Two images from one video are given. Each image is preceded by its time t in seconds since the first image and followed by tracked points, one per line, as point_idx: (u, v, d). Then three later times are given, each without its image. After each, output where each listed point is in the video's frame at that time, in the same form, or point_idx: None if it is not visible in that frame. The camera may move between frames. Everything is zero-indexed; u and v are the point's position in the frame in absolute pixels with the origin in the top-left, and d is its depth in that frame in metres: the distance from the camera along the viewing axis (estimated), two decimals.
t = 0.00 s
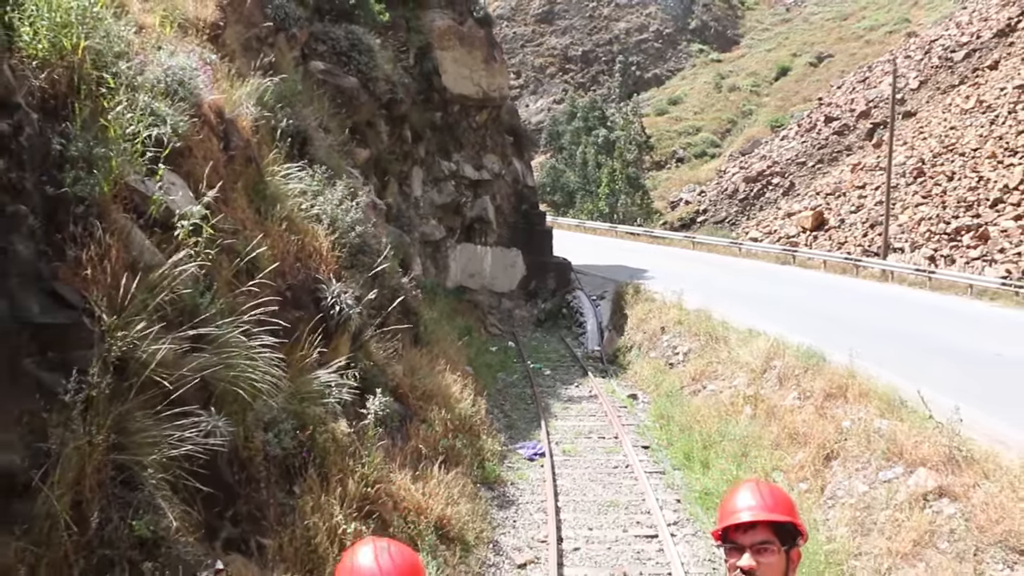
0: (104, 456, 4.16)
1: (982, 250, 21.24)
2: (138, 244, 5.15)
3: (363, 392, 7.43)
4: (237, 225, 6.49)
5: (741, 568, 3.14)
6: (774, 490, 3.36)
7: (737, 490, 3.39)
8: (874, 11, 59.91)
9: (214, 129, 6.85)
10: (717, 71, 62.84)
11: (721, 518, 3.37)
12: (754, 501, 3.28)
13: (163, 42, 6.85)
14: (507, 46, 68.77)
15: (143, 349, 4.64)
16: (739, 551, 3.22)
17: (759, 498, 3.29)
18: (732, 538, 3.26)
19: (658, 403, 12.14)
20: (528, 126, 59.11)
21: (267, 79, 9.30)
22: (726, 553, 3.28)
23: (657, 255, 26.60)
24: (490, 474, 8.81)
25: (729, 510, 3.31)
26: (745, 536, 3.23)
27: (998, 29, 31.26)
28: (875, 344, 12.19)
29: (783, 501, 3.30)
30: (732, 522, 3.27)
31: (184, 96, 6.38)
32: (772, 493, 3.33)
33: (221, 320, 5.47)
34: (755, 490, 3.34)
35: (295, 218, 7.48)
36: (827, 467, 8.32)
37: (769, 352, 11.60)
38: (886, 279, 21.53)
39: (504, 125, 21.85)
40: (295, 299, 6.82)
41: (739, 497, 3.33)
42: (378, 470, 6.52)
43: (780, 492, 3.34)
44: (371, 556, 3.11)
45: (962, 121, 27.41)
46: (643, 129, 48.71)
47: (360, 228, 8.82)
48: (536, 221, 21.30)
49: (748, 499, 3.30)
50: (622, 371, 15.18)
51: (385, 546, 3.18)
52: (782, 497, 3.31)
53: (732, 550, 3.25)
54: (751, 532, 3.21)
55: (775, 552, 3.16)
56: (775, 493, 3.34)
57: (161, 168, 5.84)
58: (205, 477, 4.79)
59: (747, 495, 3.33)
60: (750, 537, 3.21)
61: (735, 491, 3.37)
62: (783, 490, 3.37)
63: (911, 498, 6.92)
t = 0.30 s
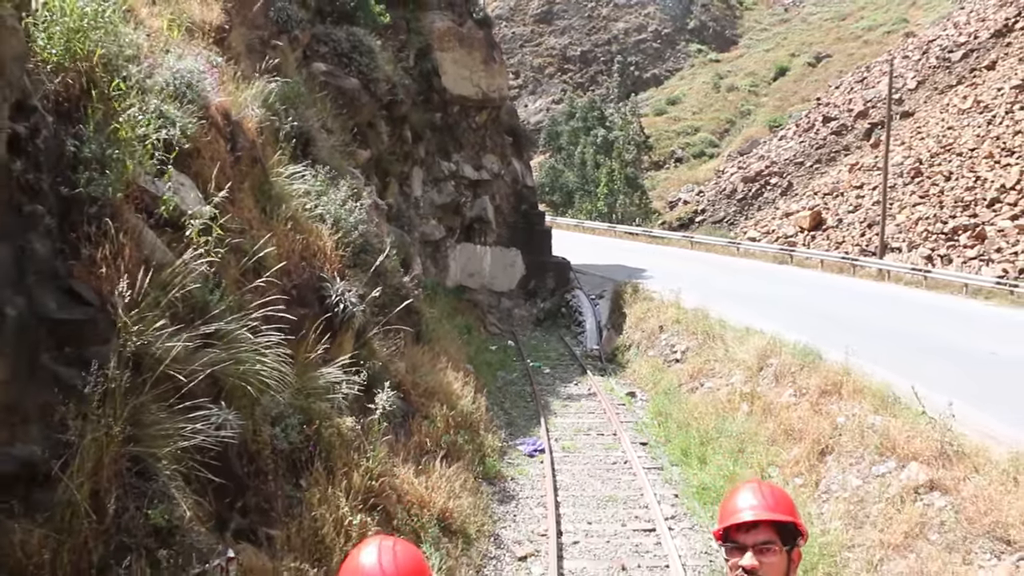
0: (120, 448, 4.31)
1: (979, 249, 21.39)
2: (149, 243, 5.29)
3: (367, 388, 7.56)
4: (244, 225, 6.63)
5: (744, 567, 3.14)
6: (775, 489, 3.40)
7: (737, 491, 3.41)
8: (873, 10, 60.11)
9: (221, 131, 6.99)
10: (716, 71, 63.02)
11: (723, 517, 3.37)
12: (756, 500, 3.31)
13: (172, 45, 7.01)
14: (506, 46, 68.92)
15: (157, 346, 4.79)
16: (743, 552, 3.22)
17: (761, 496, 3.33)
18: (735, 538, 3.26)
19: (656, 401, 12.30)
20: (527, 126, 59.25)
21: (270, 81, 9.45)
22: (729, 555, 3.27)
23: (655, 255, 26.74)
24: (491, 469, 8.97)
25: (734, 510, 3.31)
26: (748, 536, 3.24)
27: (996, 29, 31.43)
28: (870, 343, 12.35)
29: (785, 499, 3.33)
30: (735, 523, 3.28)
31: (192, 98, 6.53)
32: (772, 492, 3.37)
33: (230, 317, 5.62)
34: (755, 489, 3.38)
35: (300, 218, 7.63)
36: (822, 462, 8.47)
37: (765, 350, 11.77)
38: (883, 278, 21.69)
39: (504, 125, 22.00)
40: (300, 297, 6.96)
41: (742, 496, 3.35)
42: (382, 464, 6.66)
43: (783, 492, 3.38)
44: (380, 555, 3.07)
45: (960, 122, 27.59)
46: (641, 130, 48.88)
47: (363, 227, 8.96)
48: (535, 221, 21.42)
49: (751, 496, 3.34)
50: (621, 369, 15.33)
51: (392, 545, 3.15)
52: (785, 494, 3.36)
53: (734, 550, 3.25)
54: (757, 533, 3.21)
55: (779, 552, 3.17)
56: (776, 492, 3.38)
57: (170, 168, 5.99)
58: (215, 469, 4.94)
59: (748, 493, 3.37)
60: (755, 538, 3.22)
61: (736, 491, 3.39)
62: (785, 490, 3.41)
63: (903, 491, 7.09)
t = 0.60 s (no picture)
0: (137, 440, 4.44)
1: (976, 249, 21.54)
2: (160, 242, 5.43)
3: (371, 384, 7.71)
4: (251, 225, 6.77)
5: None
6: (771, 486, 3.58)
7: (742, 496, 3.50)
8: (871, 11, 60.31)
9: (228, 132, 7.14)
10: (714, 71, 63.21)
11: (732, 524, 3.45)
12: (771, 505, 3.41)
13: (180, 48, 7.16)
14: (504, 47, 69.04)
15: (170, 342, 4.93)
16: (766, 560, 3.30)
17: (771, 498, 3.45)
18: (756, 545, 3.33)
19: (654, 398, 12.46)
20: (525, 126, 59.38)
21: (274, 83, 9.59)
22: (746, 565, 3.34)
23: (654, 254, 26.87)
24: (492, 465, 9.12)
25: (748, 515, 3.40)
26: (768, 544, 3.33)
27: (993, 30, 31.61)
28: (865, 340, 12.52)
29: (790, 499, 3.47)
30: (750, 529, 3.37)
31: (200, 101, 6.68)
32: (774, 491, 3.53)
33: (239, 313, 5.76)
34: (758, 491, 3.51)
35: (305, 218, 7.77)
36: (817, 458, 8.63)
37: (761, 348, 11.93)
38: (879, 278, 21.85)
39: (503, 126, 22.15)
40: (306, 296, 7.11)
41: (753, 500, 3.46)
42: (386, 459, 6.80)
43: (781, 489, 3.56)
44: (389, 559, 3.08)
45: (957, 122, 27.77)
46: (639, 130, 49.04)
47: (366, 227, 9.11)
48: (534, 221, 21.52)
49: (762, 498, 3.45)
50: (619, 368, 15.49)
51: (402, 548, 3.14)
52: (788, 493, 3.52)
53: (754, 558, 3.33)
54: (781, 539, 3.31)
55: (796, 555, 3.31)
56: (776, 491, 3.55)
57: (181, 169, 6.14)
58: (225, 460, 5.08)
59: (756, 497, 3.48)
60: (778, 544, 3.31)
61: (742, 495, 3.50)
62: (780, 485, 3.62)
63: (895, 485, 7.25)
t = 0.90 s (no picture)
0: (151, 432, 4.60)
1: (973, 249, 21.71)
2: (170, 241, 5.59)
3: (374, 380, 7.85)
4: (258, 224, 6.92)
5: None
6: (770, 483, 3.77)
7: (749, 499, 3.65)
8: (868, 11, 60.52)
9: (235, 134, 7.30)
10: (712, 71, 63.41)
11: (740, 529, 3.60)
12: (783, 512, 3.57)
13: (187, 51, 7.30)
14: (502, 48, 69.22)
15: (183, 337, 5.11)
16: (779, 568, 3.52)
17: (780, 504, 3.60)
18: (772, 556, 3.51)
19: (652, 396, 12.63)
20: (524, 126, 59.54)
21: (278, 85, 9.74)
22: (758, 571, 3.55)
23: (652, 254, 27.00)
24: (493, 461, 9.28)
25: (759, 523, 3.55)
26: (781, 553, 3.50)
27: (990, 30, 31.79)
28: (860, 338, 12.68)
29: (793, 500, 3.65)
30: (761, 536, 3.53)
31: (207, 103, 6.84)
32: (776, 490, 3.70)
33: (247, 311, 5.92)
34: (761, 493, 3.66)
35: (309, 218, 7.92)
36: (811, 453, 8.79)
37: (758, 346, 12.09)
38: (875, 277, 22.03)
39: (502, 126, 22.30)
40: (310, 294, 7.26)
41: (763, 504, 3.60)
42: (389, 454, 6.94)
43: (781, 486, 3.74)
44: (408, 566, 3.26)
45: (954, 122, 27.95)
46: (638, 130, 49.23)
47: (368, 227, 9.26)
48: (532, 221, 21.63)
49: (771, 503, 3.60)
50: (617, 366, 15.65)
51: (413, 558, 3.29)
52: (788, 492, 3.70)
53: (767, 565, 3.53)
54: (794, 549, 3.50)
55: (801, 558, 3.56)
56: (775, 488, 3.74)
57: (190, 170, 6.30)
58: (234, 453, 5.23)
59: (763, 501, 3.63)
60: (791, 553, 3.51)
61: (749, 498, 3.65)
62: (776, 480, 3.81)
63: (887, 479, 7.41)
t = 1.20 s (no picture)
0: (165, 425, 4.76)
1: (969, 249, 21.88)
2: (181, 240, 5.75)
3: (377, 377, 7.99)
4: (263, 224, 7.07)
5: None
6: (758, 481, 3.91)
7: (738, 496, 3.78)
8: (866, 11, 60.70)
9: (241, 135, 7.46)
10: (710, 72, 63.61)
11: (730, 527, 3.72)
12: (772, 510, 3.70)
13: (194, 54, 7.45)
14: (501, 48, 69.40)
15: (195, 334, 5.28)
16: (770, 565, 3.63)
17: (769, 502, 3.73)
18: (762, 553, 3.62)
19: (650, 393, 12.79)
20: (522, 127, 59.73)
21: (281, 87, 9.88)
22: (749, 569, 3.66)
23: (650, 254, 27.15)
24: (493, 456, 9.44)
25: (749, 521, 3.68)
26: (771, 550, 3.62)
27: (987, 31, 31.97)
28: (855, 336, 12.86)
29: (781, 498, 3.79)
30: (750, 534, 3.65)
31: (214, 106, 7.00)
32: (764, 488, 3.84)
33: (255, 308, 6.08)
34: (750, 491, 3.80)
35: (313, 218, 8.08)
36: (806, 448, 8.96)
37: (755, 344, 12.26)
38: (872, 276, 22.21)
39: (502, 126, 22.46)
40: (315, 292, 7.42)
41: (752, 502, 3.73)
42: (392, 448, 7.10)
43: (769, 484, 3.88)
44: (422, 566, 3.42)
45: (951, 122, 28.13)
46: (636, 130, 49.43)
47: (370, 227, 9.42)
48: (532, 221, 21.82)
49: (760, 501, 3.73)
50: (616, 364, 15.82)
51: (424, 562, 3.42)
52: (776, 490, 3.85)
53: (758, 562, 3.64)
54: (784, 547, 3.62)
55: (791, 555, 3.68)
56: (763, 486, 3.89)
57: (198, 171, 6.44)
58: (244, 445, 5.40)
59: (752, 498, 3.76)
60: (781, 550, 3.63)
61: (738, 495, 3.78)
62: (763, 478, 3.96)
63: (880, 473, 7.57)
